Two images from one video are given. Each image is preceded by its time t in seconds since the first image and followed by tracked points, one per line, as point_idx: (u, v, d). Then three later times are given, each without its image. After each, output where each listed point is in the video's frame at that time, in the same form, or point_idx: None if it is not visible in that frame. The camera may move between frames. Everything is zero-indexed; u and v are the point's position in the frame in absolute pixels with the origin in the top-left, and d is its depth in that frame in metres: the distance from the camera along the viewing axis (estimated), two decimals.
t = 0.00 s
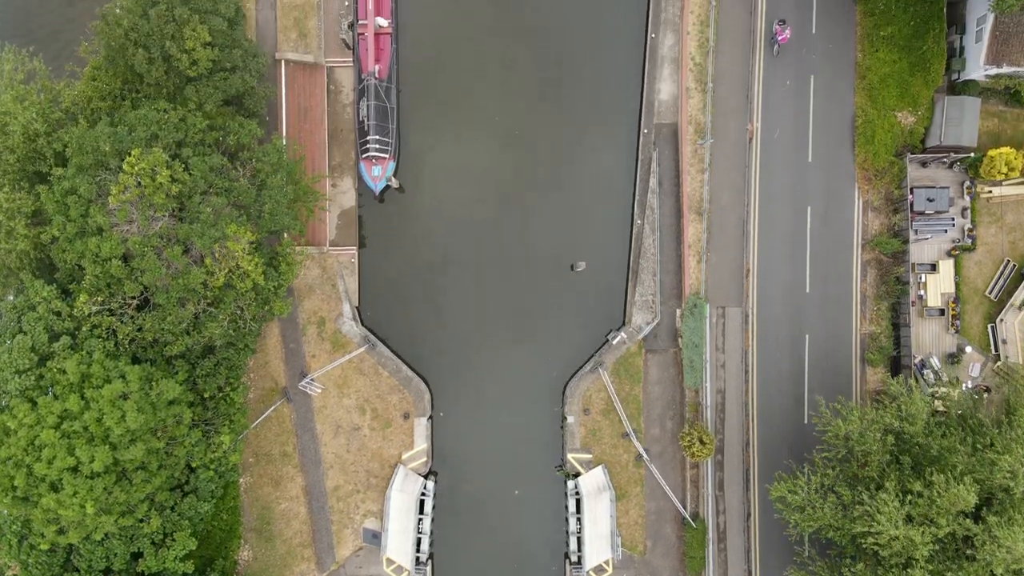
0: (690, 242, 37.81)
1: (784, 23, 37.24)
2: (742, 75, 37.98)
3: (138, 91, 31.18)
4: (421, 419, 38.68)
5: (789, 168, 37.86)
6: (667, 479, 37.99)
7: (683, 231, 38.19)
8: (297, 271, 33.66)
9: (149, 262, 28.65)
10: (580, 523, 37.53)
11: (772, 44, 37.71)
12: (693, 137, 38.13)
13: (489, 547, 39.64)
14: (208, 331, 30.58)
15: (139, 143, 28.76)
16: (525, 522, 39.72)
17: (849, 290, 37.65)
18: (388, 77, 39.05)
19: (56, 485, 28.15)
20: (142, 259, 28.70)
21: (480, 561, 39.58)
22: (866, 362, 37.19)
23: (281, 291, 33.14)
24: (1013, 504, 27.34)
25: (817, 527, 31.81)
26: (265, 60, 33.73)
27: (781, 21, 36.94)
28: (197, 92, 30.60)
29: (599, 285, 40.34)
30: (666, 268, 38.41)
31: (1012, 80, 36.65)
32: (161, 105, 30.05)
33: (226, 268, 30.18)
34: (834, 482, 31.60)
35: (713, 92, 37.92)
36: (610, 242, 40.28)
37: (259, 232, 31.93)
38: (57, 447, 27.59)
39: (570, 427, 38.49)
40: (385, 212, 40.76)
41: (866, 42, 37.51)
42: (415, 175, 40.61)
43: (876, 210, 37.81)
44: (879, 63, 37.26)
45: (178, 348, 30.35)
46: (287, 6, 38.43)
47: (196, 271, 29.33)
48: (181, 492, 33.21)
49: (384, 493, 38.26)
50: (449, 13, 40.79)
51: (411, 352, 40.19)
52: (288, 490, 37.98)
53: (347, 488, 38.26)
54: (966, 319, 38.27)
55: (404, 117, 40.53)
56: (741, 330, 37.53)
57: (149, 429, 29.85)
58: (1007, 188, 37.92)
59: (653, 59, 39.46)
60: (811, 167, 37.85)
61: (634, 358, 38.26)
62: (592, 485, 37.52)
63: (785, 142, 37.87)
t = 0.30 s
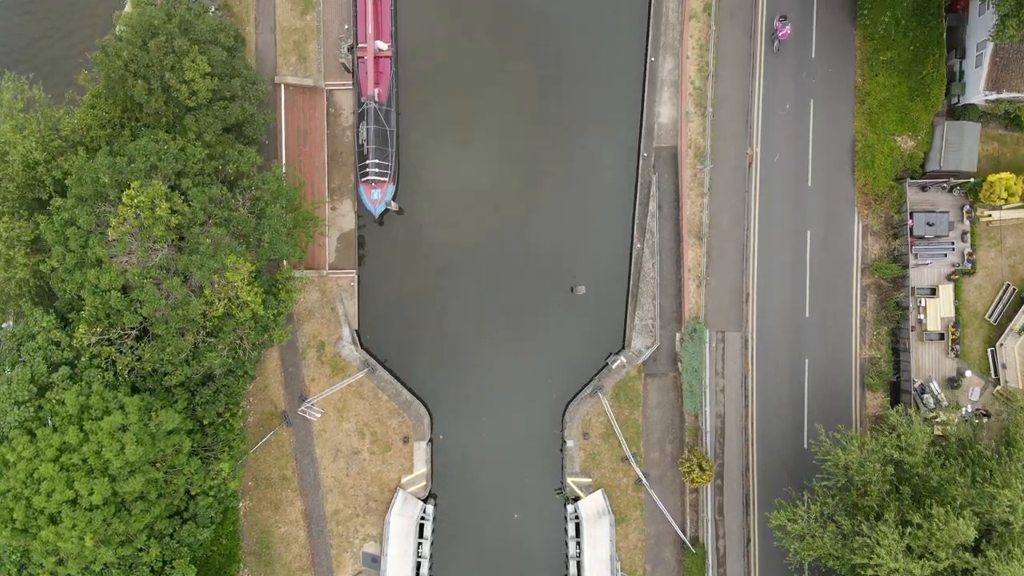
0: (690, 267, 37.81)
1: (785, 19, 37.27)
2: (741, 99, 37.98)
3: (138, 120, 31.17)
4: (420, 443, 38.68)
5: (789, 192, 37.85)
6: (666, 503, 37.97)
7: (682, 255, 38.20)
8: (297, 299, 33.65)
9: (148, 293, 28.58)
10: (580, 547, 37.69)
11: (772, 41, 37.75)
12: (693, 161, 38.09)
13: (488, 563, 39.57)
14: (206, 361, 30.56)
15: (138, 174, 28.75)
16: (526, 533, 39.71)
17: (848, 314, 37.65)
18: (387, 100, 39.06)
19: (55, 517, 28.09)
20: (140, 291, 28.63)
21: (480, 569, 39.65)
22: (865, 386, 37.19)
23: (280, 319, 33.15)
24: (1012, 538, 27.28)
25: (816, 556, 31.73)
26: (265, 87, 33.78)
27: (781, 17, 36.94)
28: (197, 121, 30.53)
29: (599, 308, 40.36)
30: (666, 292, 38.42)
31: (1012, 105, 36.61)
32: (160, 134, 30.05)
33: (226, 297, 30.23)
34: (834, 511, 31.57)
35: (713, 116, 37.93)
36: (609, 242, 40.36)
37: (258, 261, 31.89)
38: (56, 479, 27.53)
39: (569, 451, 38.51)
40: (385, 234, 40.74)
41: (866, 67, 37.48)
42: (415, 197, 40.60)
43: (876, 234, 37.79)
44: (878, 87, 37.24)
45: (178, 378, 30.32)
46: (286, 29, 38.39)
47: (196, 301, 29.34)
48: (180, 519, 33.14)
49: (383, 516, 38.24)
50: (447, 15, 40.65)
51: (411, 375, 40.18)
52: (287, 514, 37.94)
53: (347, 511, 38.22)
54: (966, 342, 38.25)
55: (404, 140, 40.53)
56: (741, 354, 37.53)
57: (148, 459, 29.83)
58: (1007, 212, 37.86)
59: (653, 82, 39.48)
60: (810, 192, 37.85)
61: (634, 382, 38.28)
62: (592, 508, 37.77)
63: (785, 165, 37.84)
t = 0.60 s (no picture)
0: (690, 291, 37.79)
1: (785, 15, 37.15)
2: (741, 123, 37.96)
3: (137, 148, 31.22)
4: (419, 466, 38.68)
5: (789, 216, 37.78)
6: (666, 527, 37.95)
7: (682, 280, 38.18)
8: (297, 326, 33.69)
9: (147, 325, 28.49)
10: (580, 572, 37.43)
11: (773, 37, 37.66)
12: (693, 186, 38.08)
13: None
14: (206, 390, 30.49)
15: (138, 205, 28.79)
16: (526, 553, 39.71)
17: (849, 338, 37.61)
18: (387, 123, 39.09)
19: (55, 549, 28.06)
20: (140, 322, 28.55)
21: None
22: (866, 411, 37.16)
23: (280, 346, 33.05)
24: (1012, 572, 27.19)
25: None
26: (264, 114, 33.80)
27: (783, 12, 36.86)
28: (196, 150, 30.51)
29: (599, 331, 40.35)
30: (666, 316, 38.40)
31: (1012, 129, 36.57)
32: (159, 164, 30.10)
33: (225, 327, 30.15)
34: (834, 540, 31.52)
35: (712, 140, 37.91)
36: (609, 245, 40.40)
37: (258, 289, 31.86)
38: (55, 512, 27.50)
39: (569, 475, 38.57)
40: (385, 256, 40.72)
41: (866, 91, 37.43)
42: (414, 220, 40.66)
43: (876, 259, 37.74)
44: (878, 112, 37.19)
45: (177, 408, 30.28)
46: (286, 53, 38.39)
47: (195, 332, 29.29)
48: (180, 546, 33.07)
49: (383, 540, 38.17)
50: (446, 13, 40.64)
51: (411, 397, 40.17)
52: (287, 538, 37.88)
53: (346, 535, 38.14)
54: (966, 366, 38.21)
55: (404, 162, 40.55)
56: (741, 379, 37.49)
57: (148, 489, 29.77)
58: (1007, 235, 37.79)
59: (652, 105, 39.47)
60: (810, 216, 37.78)
61: (634, 406, 38.29)
62: (591, 532, 37.51)
63: (785, 189, 37.78)
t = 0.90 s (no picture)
0: (690, 315, 37.77)
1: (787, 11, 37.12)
2: (741, 146, 37.95)
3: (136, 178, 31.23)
4: (419, 490, 38.66)
5: (789, 240, 37.76)
6: (666, 551, 37.92)
7: (682, 303, 38.18)
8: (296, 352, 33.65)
9: (147, 357, 28.50)
10: None
11: (774, 33, 37.69)
12: (692, 210, 38.10)
13: None
14: (206, 419, 30.44)
15: (137, 236, 28.77)
16: None
17: (848, 363, 37.61)
18: (386, 146, 39.12)
19: None
20: (139, 354, 28.53)
21: None
22: (865, 436, 37.16)
23: (279, 374, 33.01)
24: None
25: None
26: (264, 141, 33.77)
27: (784, 8, 36.92)
28: (195, 180, 30.49)
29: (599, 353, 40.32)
30: (666, 339, 38.39)
31: (1012, 153, 36.54)
32: (158, 195, 30.09)
33: (225, 357, 30.13)
34: (834, 570, 31.47)
35: (712, 164, 37.91)
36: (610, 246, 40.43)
37: (257, 317, 31.83)
38: (54, 546, 27.40)
39: (569, 498, 38.54)
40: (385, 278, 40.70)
41: (866, 114, 37.41)
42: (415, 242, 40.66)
43: (876, 283, 37.72)
44: (878, 136, 37.16)
45: (176, 438, 30.29)
46: (286, 76, 38.39)
47: (194, 362, 29.25)
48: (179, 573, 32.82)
49: (383, 564, 38.13)
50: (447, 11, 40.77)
51: (411, 420, 40.16)
52: (286, 562, 37.78)
53: (346, 559, 38.08)
54: (966, 390, 38.21)
55: (405, 184, 40.57)
56: (741, 403, 37.48)
57: (147, 520, 29.69)
58: (1007, 259, 37.81)
59: (652, 128, 39.46)
60: (811, 240, 37.76)
61: (633, 430, 38.30)
62: (591, 556, 37.38)
63: (785, 213, 37.77)
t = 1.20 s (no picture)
0: (690, 339, 37.78)
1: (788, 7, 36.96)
2: (741, 170, 37.95)
3: (136, 207, 31.24)
4: (419, 513, 38.66)
5: (789, 264, 37.74)
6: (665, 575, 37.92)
7: (682, 327, 38.18)
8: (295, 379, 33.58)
9: (146, 389, 28.46)
10: None
11: (776, 29, 37.59)
12: (693, 234, 38.07)
13: None
14: (205, 450, 30.38)
15: (137, 267, 28.77)
16: None
17: (849, 387, 37.58)
18: (386, 169, 39.11)
19: None
20: (138, 387, 28.56)
21: None
22: (865, 460, 37.12)
23: (278, 402, 32.80)
24: None
25: None
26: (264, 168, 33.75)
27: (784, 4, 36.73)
28: (195, 210, 30.52)
29: (599, 376, 40.41)
30: (666, 364, 38.45)
31: (1012, 178, 36.45)
32: (157, 225, 30.12)
33: (224, 387, 30.11)
34: None
35: (712, 188, 37.91)
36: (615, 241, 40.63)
37: (256, 345, 31.74)
38: None
39: (568, 522, 38.56)
40: (385, 301, 40.69)
41: (866, 138, 37.39)
42: (415, 264, 40.67)
43: (876, 307, 37.70)
44: (878, 160, 37.13)
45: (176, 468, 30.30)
46: (286, 99, 38.35)
47: (193, 393, 29.25)
48: None
49: None
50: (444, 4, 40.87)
51: (411, 443, 40.19)
52: None
53: None
54: (966, 414, 38.18)
55: (405, 206, 40.59)
56: (741, 427, 37.46)
57: (145, 551, 29.62)
58: (1007, 283, 37.77)
59: (652, 151, 39.57)
60: (811, 263, 37.74)
61: (633, 454, 38.37)
62: None
63: (785, 237, 37.73)
